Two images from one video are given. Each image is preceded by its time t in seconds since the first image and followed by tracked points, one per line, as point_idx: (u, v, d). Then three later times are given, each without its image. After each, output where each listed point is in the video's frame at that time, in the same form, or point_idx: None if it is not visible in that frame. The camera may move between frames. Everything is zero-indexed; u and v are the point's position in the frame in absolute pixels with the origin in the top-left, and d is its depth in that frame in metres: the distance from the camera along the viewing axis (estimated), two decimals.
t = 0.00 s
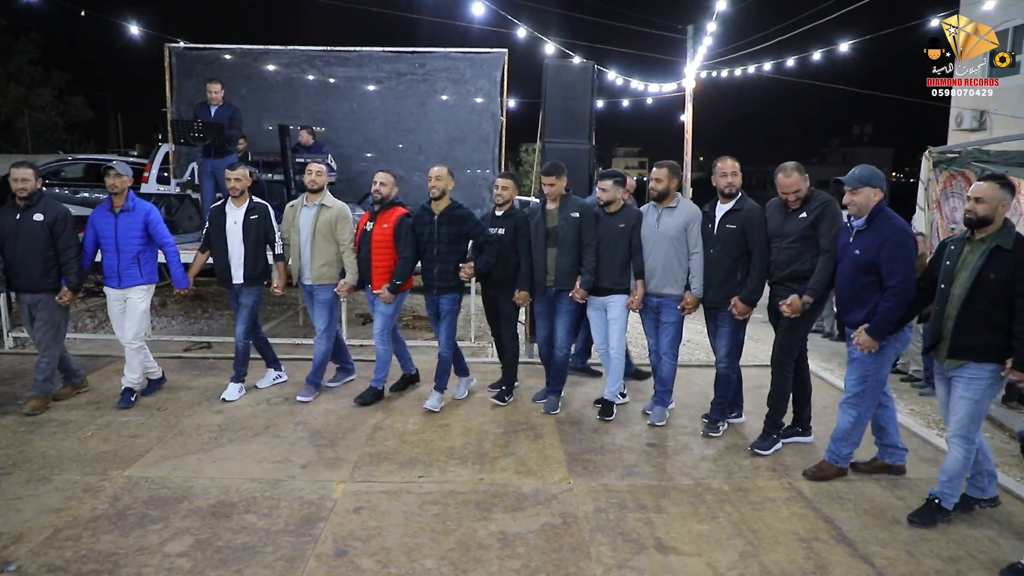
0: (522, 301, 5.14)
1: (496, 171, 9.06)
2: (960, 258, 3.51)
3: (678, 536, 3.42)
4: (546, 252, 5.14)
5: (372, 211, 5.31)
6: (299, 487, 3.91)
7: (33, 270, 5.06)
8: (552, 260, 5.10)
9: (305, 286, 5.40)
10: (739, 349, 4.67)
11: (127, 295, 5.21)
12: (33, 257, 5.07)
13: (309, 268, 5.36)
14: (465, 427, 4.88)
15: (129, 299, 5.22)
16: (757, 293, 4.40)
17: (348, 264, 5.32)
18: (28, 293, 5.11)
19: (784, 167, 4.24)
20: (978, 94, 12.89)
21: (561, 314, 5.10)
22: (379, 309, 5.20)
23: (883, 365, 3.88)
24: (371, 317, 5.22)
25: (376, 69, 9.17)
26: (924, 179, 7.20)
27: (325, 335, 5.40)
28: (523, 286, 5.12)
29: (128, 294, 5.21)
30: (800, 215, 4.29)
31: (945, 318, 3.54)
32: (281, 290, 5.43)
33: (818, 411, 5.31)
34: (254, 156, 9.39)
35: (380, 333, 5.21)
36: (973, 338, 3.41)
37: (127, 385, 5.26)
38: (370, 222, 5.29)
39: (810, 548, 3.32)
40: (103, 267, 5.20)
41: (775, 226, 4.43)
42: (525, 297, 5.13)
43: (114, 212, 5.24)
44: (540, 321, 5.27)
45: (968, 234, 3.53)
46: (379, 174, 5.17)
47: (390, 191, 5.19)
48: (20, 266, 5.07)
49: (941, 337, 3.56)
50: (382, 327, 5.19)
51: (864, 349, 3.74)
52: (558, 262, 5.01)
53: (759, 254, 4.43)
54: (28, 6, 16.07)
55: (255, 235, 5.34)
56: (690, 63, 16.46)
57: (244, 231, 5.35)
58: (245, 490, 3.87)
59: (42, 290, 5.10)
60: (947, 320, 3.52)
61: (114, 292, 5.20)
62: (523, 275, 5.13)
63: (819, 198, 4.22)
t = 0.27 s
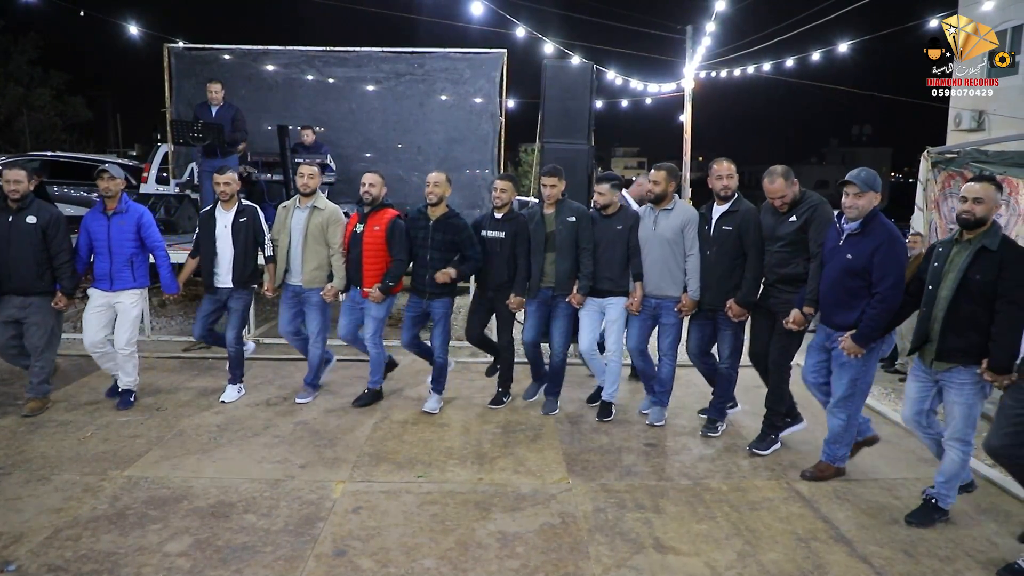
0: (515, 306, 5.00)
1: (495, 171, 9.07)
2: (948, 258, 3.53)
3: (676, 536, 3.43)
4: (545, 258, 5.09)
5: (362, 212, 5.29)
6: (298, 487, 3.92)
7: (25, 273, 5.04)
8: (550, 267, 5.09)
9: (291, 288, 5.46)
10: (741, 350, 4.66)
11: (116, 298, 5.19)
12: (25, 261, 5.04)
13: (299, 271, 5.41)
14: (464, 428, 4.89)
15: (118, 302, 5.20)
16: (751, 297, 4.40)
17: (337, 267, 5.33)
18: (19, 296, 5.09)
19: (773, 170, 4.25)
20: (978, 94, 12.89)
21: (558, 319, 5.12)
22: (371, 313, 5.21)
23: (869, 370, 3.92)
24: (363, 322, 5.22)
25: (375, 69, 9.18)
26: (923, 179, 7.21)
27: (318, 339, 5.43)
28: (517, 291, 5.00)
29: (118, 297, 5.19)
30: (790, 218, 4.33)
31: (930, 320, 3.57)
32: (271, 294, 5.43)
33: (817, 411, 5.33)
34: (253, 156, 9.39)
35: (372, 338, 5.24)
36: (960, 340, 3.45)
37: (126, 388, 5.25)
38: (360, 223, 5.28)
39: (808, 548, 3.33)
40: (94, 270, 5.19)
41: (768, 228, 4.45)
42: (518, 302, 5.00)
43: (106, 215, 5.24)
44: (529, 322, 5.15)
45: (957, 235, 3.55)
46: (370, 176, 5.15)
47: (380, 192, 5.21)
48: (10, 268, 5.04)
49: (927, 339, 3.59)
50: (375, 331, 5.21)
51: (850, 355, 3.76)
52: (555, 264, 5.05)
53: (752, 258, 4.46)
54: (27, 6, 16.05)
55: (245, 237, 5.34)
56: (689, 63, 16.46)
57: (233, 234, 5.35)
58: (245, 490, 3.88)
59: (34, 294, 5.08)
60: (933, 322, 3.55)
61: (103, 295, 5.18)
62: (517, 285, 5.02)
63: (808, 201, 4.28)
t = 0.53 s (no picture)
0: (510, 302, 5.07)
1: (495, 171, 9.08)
2: (941, 258, 3.54)
3: (675, 535, 3.44)
4: (537, 255, 5.06)
5: (354, 211, 5.30)
6: (297, 487, 3.92)
7: (19, 272, 5.01)
8: (542, 262, 5.04)
9: (285, 286, 5.42)
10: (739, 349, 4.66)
11: (110, 296, 5.19)
12: (18, 259, 5.01)
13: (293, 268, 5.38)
14: (463, 428, 4.89)
15: (112, 300, 5.20)
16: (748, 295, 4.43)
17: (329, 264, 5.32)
18: (12, 295, 5.04)
19: (770, 166, 4.29)
20: (978, 94, 12.89)
21: (554, 316, 5.09)
22: (366, 312, 5.22)
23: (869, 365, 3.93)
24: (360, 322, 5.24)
25: (375, 69, 9.18)
26: (922, 179, 7.22)
27: (315, 338, 5.45)
28: (512, 288, 5.05)
29: (112, 295, 5.19)
30: (785, 215, 4.34)
31: (923, 319, 3.57)
32: (265, 291, 5.46)
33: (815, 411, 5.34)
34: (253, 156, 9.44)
35: (369, 338, 5.27)
36: (953, 339, 3.44)
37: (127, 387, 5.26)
38: (353, 220, 5.29)
39: (807, 547, 3.34)
40: (87, 268, 5.18)
41: (765, 225, 4.48)
42: (512, 299, 5.07)
43: (101, 213, 5.24)
44: (527, 321, 5.13)
45: (948, 235, 3.57)
46: (362, 172, 5.17)
47: (372, 189, 5.24)
48: (3, 267, 5.00)
49: (919, 340, 3.57)
50: (372, 330, 5.24)
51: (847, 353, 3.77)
52: (547, 262, 5.01)
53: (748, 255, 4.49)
54: (26, 6, 16.04)
55: (238, 234, 5.36)
56: (689, 63, 16.47)
57: (225, 231, 5.38)
58: (244, 490, 3.88)
59: (28, 293, 5.06)
60: (926, 321, 3.55)
61: (97, 293, 5.18)
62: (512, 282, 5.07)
63: (803, 199, 4.29)
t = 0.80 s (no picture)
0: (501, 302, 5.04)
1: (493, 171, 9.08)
2: (934, 259, 3.54)
3: (673, 535, 3.44)
4: (527, 254, 5.15)
5: (345, 212, 5.34)
6: (295, 487, 3.92)
7: (10, 275, 5.00)
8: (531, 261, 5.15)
9: (278, 286, 5.46)
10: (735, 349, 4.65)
11: (104, 297, 5.22)
12: (9, 261, 5.00)
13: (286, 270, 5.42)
14: (461, 428, 4.89)
15: (106, 301, 5.23)
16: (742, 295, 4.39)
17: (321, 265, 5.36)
18: (4, 298, 5.03)
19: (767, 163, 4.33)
20: (978, 94, 12.89)
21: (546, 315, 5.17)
22: (358, 312, 5.25)
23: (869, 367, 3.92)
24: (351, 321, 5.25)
25: (373, 69, 9.18)
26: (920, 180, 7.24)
27: (309, 338, 5.44)
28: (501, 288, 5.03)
29: (105, 296, 5.22)
30: (783, 214, 4.34)
31: (919, 319, 3.58)
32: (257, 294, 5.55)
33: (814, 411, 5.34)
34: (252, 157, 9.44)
35: (361, 337, 5.25)
36: (948, 339, 3.45)
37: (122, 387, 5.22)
38: (344, 223, 5.32)
39: (805, 547, 3.34)
40: (78, 269, 5.19)
41: (761, 224, 4.49)
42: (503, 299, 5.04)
43: (90, 215, 5.25)
44: (514, 322, 5.24)
45: (942, 236, 3.57)
46: (352, 176, 5.18)
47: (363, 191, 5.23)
48: None
49: (915, 338, 3.60)
50: (365, 330, 5.23)
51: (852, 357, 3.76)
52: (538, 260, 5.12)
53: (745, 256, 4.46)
54: (25, 6, 16.03)
55: (228, 236, 5.38)
56: (688, 63, 16.47)
57: (216, 233, 5.39)
58: (243, 490, 3.88)
59: (18, 295, 5.05)
60: (922, 321, 3.56)
61: (89, 295, 5.20)
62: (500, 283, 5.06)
63: (802, 197, 4.30)
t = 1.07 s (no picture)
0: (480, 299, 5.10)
1: (492, 172, 9.07)
2: (933, 256, 3.57)
3: (671, 535, 3.44)
4: (512, 254, 5.18)
5: (331, 212, 5.36)
6: (294, 487, 3.92)
7: None
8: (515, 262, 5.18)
9: (266, 284, 5.47)
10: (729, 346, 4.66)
11: (88, 295, 5.22)
12: None
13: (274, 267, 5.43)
14: (460, 427, 4.89)
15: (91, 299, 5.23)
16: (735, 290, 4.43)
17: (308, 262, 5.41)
18: None
19: (763, 160, 4.34)
20: (978, 94, 12.87)
21: (532, 309, 5.17)
22: (348, 310, 5.27)
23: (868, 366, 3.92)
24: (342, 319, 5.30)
25: (372, 69, 9.15)
26: (919, 179, 7.27)
27: (303, 333, 5.48)
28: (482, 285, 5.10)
29: (90, 295, 5.22)
30: (781, 211, 4.31)
31: (917, 314, 3.60)
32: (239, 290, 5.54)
33: (812, 410, 5.34)
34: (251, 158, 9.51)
35: (353, 334, 5.30)
36: (948, 335, 3.47)
37: (120, 387, 5.26)
38: (331, 222, 5.33)
39: (803, 547, 3.34)
40: (62, 269, 5.20)
41: (756, 222, 4.47)
42: (483, 295, 5.10)
43: (73, 214, 5.24)
44: (503, 321, 5.33)
45: (940, 233, 3.59)
46: (335, 176, 5.21)
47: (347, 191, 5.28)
48: None
49: (914, 333, 3.61)
50: (356, 327, 5.29)
51: (861, 354, 3.74)
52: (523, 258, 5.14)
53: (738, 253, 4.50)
54: (25, 6, 16.02)
55: (210, 234, 5.36)
56: (687, 63, 16.47)
57: (198, 230, 5.38)
58: (240, 490, 3.88)
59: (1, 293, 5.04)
60: (920, 317, 3.57)
61: (74, 294, 5.20)
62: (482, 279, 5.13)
63: (799, 195, 4.28)
